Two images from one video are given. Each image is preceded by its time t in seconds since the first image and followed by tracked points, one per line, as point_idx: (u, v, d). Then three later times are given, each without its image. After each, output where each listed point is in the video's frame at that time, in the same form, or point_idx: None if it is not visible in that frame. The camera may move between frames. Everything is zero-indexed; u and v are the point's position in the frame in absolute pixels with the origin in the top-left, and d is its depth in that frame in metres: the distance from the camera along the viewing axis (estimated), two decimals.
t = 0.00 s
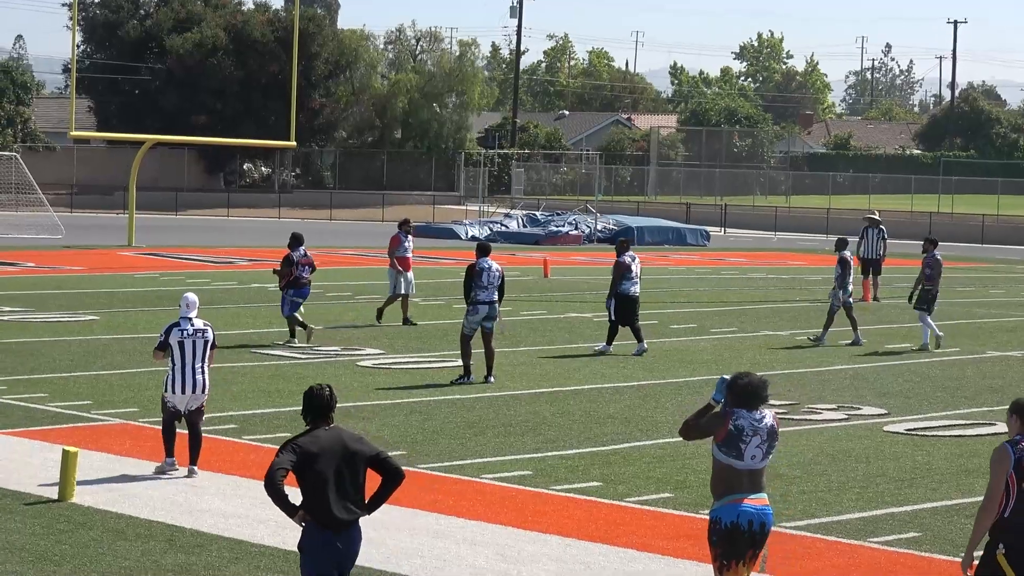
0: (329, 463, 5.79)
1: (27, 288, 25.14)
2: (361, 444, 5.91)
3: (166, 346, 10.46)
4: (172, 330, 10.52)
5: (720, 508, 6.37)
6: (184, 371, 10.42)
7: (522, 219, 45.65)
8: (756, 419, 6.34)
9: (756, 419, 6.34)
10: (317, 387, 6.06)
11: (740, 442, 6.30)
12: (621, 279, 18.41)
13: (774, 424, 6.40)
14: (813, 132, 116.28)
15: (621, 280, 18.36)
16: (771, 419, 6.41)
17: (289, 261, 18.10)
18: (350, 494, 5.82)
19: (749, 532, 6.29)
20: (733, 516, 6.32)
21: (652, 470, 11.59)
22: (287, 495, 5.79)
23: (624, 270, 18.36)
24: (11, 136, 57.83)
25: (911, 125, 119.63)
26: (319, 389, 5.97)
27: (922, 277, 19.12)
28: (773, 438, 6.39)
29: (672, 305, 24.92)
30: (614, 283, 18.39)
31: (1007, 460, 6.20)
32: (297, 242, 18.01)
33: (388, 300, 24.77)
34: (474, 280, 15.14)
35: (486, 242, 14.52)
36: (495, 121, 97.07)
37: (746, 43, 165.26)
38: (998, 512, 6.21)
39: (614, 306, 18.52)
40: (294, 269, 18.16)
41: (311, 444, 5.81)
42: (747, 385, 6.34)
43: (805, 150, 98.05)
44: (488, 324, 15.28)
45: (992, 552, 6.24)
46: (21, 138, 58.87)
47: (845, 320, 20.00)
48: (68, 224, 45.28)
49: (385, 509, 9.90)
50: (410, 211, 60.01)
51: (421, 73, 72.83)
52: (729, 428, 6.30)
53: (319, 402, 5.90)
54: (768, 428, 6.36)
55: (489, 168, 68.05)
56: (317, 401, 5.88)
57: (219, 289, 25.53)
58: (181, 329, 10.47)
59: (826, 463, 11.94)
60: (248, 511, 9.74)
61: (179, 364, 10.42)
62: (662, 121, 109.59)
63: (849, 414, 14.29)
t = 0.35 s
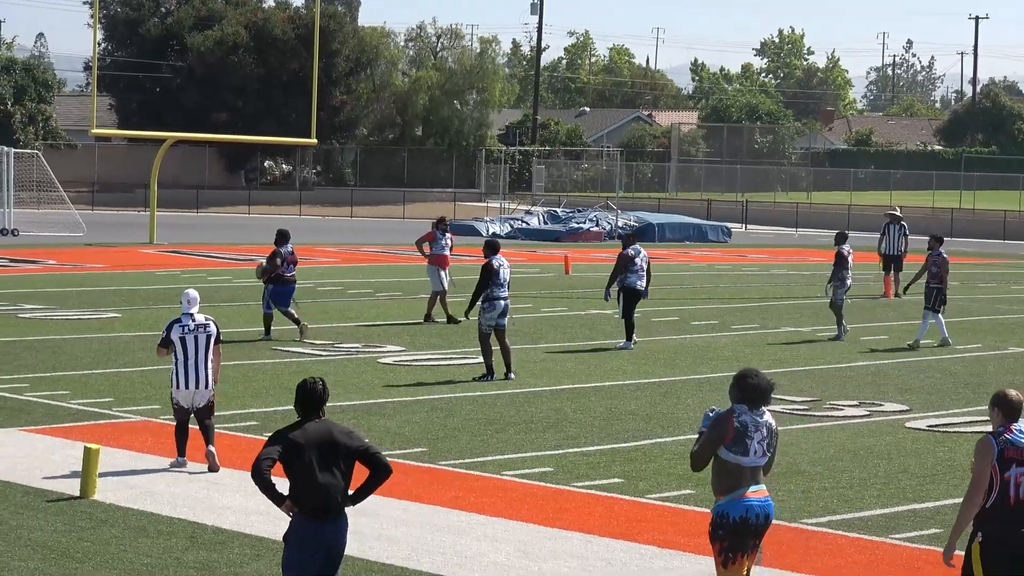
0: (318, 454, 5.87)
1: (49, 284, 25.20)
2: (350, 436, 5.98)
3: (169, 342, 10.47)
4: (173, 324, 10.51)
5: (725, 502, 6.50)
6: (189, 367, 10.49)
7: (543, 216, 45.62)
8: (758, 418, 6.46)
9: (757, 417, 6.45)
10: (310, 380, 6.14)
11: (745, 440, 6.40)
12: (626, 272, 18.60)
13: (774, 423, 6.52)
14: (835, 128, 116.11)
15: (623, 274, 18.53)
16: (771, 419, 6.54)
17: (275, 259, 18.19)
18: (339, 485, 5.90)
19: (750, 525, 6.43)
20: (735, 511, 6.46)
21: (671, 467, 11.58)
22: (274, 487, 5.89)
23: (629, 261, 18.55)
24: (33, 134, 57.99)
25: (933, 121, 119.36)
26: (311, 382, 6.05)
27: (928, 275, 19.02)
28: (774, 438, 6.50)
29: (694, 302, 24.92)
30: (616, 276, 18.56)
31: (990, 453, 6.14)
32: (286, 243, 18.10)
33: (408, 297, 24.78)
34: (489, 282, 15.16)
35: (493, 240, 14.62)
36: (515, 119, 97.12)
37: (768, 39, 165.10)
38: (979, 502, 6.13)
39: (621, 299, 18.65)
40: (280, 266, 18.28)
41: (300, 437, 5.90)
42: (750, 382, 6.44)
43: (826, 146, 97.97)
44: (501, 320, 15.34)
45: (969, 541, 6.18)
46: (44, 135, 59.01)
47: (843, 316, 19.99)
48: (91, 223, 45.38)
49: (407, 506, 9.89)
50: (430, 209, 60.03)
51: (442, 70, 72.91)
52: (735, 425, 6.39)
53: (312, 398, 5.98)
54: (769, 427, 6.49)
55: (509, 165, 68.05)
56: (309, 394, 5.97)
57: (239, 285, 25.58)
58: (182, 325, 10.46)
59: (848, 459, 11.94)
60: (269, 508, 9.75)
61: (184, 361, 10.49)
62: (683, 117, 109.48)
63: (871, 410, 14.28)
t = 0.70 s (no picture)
0: (304, 441, 5.93)
1: (66, 281, 25.20)
2: (332, 424, 6.04)
3: (170, 336, 10.66)
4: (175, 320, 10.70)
5: (719, 491, 6.57)
6: (191, 362, 10.67)
7: (560, 212, 45.61)
8: (752, 403, 6.53)
9: (754, 402, 6.53)
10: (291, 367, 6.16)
11: (743, 428, 6.48)
12: (631, 267, 18.71)
13: (768, 409, 6.59)
14: (852, 124, 115.96)
15: (631, 268, 18.64)
16: (767, 405, 6.61)
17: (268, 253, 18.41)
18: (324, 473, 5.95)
19: (746, 514, 6.50)
20: (738, 500, 6.52)
21: (689, 464, 11.56)
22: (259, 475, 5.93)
23: (634, 258, 18.66)
24: (49, 131, 58.07)
25: (950, 118, 119.15)
26: (292, 370, 6.09)
27: (934, 270, 18.95)
28: (772, 423, 6.58)
29: (711, 299, 24.90)
30: (622, 271, 18.65)
31: (961, 446, 6.61)
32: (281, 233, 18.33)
33: (424, 293, 24.78)
34: (496, 278, 15.27)
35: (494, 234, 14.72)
36: (531, 115, 97.12)
37: (785, 35, 164.93)
38: (950, 495, 6.65)
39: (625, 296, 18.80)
40: (273, 261, 18.46)
41: (284, 423, 5.94)
42: (746, 369, 6.51)
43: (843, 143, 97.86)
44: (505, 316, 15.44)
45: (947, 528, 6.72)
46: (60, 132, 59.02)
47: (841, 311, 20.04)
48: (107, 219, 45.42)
49: (424, 503, 9.87)
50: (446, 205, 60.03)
51: (458, 66, 72.88)
52: (732, 414, 6.47)
53: (293, 386, 6.01)
54: (766, 414, 6.56)
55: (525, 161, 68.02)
56: (290, 383, 6.00)
57: (254, 282, 25.60)
58: (185, 319, 10.65)
59: (865, 456, 11.91)
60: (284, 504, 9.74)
61: (186, 355, 10.67)
62: (699, 113, 109.39)
63: (887, 407, 14.26)
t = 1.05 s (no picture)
0: (269, 433, 6.22)
1: (74, 277, 25.18)
2: (294, 414, 6.32)
3: (169, 328, 10.71)
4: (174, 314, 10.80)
5: (703, 486, 6.66)
6: (186, 355, 10.73)
7: (569, 209, 45.59)
8: (732, 398, 6.64)
9: (733, 397, 6.64)
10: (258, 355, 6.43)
11: (722, 421, 6.59)
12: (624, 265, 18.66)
13: (751, 404, 6.69)
14: (861, 122, 115.84)
15: (624, 267, 18.59)
16: (749, 399, 6.72)
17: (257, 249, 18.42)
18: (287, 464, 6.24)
19: (729, 507, 6.57)
20: (719, 494, 6.59)
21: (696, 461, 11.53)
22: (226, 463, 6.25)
23: (626, 256, 18.60)
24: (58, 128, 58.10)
25: (961, 116, 119.01)
26: (259, 358, 6.36)
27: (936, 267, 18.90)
28: (752, 415, 6.69)
29: (720, 296, 24.86)
30: (617, 270, 18.61)
31: (930, 436, 6.92)
32: (269, 229, 18.36)
33: (432, 290, 24.76)
34: (489, 278, 15.26)
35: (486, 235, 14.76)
36: (541, 112, 97.10)
37: (794, 34, 164.84)
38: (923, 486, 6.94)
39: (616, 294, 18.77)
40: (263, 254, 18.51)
41: (249, 416, 6.22)
42: (722, 365, 6.64)
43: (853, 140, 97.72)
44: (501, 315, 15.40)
45: (922, 524, 7.00)
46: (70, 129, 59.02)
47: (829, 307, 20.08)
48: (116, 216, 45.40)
49: (432, 500, 9.86)
50: (455, 202, 60.03)
51: (467, 63, 72.85)
52: (710, 409, 6.58)
53: (258, 376, 6.28)
54: (746, 407, 6.67)
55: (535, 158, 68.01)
56: (255, 374, 6.27)
57: (262, 279, 25.58)
58: (183, 313, 10.73)
59: (874, 454, 11.91)
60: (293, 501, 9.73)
61: (183, 349, 10.73)
62: (709, 111, 109.29)
63: (896, 405, 14.25)
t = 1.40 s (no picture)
0: (245, 422, 6.46)
1: (79, 274, 25.17)
2: (268, 407, 6.57)
3: (157, 326, 10.70)
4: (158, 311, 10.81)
5: (673, 473, 6.80)
6: (171, 350, 10.69)
7: (575, 207, 45.60)
8: (700, 388, 6.75)
9: (701, 388, 6.75)
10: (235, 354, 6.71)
11: (689, 413, 6.71)
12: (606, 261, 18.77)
13: (723, 396, 6.80)
14: (867, 120, 115.85)
15: (605, 261, 18.75)
16: (720, 391, 6.82)
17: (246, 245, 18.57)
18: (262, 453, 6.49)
19: (698, 497, 6.70)
20: (687, 482, 6.73)
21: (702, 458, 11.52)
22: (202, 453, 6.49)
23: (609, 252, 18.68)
24: (65, 124, 58.13)
25: (967, 113, 118.99)
26: (236, 359, 6.62)
27: (937, 266, 18.92)
28: (724, 406, 6.77)
29: (724, 294, 24.85)
30: (598, 264, 18.73)
31: (901, 422, 6.86)
32: (259, 227, 18.52)
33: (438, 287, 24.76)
34: (467, 271, 15.32)
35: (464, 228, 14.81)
36: (547, 108, 97.16)
37: (800, 31, 164.81)
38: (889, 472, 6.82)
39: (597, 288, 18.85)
40: (255, 252, 18.67)
41: (224, 409, 6.47)
42: (692, 355, 6.74)
43: (858, 138, 97.74)
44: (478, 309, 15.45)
45: (884, 508, 6.93)
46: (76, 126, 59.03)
47: (812, 305, 20.06)
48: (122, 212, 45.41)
49: (437, 498, 9.87)
50: (460, 200, 60.06)
51: (473, 60, 72.89)
52: (678, 401, 6.70)
53: (235, 375, 6.55)
54: (717, 398, 6.76)
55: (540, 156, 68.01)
56: (233, 371, 6.54)
57: (268, 277, 25.59)
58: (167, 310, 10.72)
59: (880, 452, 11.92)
60: (300, 498, 9.74)
61: (170, 343, 10.69)
62: (714, 108, 109.31)
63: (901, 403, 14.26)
